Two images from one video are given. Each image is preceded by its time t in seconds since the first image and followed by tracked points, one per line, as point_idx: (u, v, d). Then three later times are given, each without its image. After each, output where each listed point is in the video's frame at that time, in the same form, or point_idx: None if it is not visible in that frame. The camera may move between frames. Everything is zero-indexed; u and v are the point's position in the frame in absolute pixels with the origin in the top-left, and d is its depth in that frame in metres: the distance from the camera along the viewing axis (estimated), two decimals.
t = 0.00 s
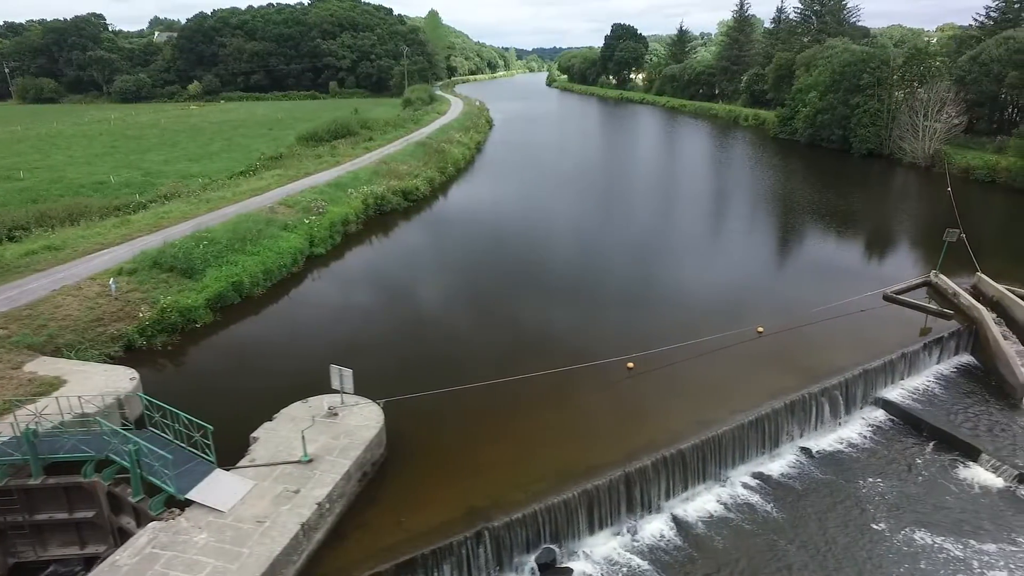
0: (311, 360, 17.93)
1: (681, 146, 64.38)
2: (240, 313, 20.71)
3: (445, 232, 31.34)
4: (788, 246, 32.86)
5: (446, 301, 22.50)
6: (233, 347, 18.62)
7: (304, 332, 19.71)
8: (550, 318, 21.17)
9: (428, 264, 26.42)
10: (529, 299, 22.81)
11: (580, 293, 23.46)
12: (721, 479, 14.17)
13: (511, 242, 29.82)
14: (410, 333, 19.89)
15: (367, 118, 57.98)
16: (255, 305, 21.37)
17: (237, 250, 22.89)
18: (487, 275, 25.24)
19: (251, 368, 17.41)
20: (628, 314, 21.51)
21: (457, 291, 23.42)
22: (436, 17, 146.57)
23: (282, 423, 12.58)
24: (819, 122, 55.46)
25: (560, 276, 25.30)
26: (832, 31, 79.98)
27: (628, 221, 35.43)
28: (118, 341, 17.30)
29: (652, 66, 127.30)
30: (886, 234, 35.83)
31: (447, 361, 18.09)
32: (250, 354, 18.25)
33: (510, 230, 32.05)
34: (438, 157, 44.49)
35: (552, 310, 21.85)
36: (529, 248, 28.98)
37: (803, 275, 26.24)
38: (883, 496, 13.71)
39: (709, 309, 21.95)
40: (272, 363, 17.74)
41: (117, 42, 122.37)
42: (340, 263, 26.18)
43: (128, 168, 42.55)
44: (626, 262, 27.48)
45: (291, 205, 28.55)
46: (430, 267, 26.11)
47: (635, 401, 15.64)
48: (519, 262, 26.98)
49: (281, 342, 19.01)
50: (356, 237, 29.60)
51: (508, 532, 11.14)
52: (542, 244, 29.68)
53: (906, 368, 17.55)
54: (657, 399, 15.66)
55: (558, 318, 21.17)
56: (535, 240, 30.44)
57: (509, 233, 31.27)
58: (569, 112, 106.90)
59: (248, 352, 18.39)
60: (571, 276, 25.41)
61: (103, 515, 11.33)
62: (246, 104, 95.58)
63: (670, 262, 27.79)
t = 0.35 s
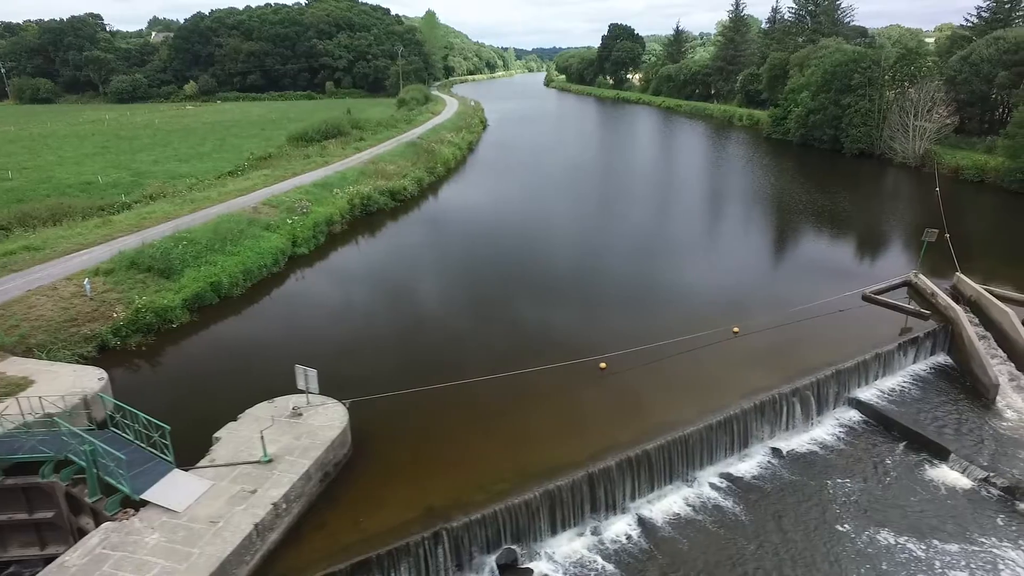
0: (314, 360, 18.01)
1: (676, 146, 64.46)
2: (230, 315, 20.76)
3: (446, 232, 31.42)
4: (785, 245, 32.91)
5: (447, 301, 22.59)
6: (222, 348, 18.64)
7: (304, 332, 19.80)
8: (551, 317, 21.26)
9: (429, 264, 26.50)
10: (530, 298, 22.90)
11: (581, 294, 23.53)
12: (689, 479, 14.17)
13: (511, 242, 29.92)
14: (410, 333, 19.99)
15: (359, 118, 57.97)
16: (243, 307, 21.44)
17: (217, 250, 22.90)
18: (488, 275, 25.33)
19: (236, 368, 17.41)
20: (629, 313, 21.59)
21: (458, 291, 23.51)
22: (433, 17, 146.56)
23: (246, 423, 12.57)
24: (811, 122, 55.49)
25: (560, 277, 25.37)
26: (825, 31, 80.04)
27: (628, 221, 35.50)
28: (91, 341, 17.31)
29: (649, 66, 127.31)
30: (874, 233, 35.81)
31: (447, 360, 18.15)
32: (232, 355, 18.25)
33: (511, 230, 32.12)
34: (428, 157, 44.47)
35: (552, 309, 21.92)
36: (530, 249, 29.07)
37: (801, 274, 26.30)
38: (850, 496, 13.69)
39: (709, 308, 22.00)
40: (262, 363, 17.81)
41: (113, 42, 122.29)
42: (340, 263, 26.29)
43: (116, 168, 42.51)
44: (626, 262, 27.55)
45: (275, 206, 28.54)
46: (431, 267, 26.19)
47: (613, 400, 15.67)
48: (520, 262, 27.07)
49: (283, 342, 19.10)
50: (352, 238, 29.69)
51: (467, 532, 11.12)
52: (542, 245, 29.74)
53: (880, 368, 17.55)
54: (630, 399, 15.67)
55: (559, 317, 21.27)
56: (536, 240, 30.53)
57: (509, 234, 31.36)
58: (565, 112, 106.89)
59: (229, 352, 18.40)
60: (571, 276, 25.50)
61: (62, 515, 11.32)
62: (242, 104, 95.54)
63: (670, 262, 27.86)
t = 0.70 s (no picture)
0: (312, 359, 18.09)
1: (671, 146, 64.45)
2: (222, 316, 20.88)
3: (445, 232, 31.52)
4: (779, 245, 32.90)
5: (447, 301, 22.66)
6: (206, 348, 18.70)
7: (301, 332, 19.90)
8: (549, 316, 21.33)
9: (427, 265, 26.58)
10: (529, 298, 22.99)
11: (580, 294, 23.58)
12: (653, 479, 14.18)
13: (510, 243, 29.98)
14: (407, 332, 20.06)
15: (351, 118, 57.93)
16: (230, 308, 21.52)
17: (194, 251, 22.88)
18: (487, 275, 25.43)
19: (215, 369, 17.44)
20: (627, 312, 21.63)
21: (456, 291, 23.61)
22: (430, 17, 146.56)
23: (205, 423, 12.57)
24: (802, 121, 55.52)
25: (559, 277, 25.42)
26: (819, 31, 79.96)
27: (626, 221, 35.55)
28: (62, 341, 17.30)
29: (645, 66, 127.22)
30: (861, 233, 35.74)
31: (442, 359, 18.23)
32: (210, 356, 18.27)
33: (510, 230, 32.19)
34: (417, 157, 44.46)
35: (551, 309, 21.99)
36: (529, 249, 29.13)
37: (797, 274, 26.31)
38: (812, 497, 13.68)
39: (706, 307, 22.04)
40: (248, 363, 17.85)
41: (109, 43, 122.24)
42: (338, 264, 26.41)
43: (105, 168, 42.46)
44: (626, 262, 27.60)
45: (257, 206, 28.53)
46: (429, 267, 26.27)
47: (591, 398, 15.67)
48: (518, 262, 27.16)
49: (280, 342, 19.22)
50: (350, 239, 29.82)
51: (421, 533, 11.11)
52: (541, 245, 29.81)
53: (851, 369, 17.54)
54: (603, 397, 15.67)
55: (558, 317, 21.31)
56: (534, 240, 30.59)
57: (508, 234, 31.41)
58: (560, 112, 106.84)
59: (207, 352, 18.43)
60: (570, 276, 25.56)
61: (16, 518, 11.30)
62: (237, 104, 95.47)
63: (669, 262, 27.92)
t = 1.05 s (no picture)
0: (310, 359, 18.10)
1: (666, 146, 64.49)
2: (216, 317, 20.94)
3: (445, 233, 31.53)
4: (774, 244, 32.92)
5: (447, 301, 22.66)
6: (194, 348, 18.73)
7: (301, 332, 19.91)
8: (550, 316, 21.36)
9: (427, 265, 26.58)
10: (530, 298, 23.01)
11: (580, 294, 23.57)
12: (621, 480, 14.17)
13: (511, 243, 29.99)
14: (407, 332, 20.06)
15: (342, 118, 57.93)
16: (218, 309, 21.57)
17: (174, 251, 22.88)
18: (488, 275, 25.45)
19: (195, 369, 17.46)
20: (626, 312, 21.62)
21: (456, 291, 23.63)
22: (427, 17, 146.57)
23: (167, 423, 12.57)
24: (794, 121, 55.51)
25: (559, 277, 25.43)
26: (813, 31, 79.92)
27: (626, 221, 35.55)
28: (34, 341, 17.32)
29: (642, 66, 127.18)
30: (848, 232, 35.72)
31: (440, 357, 18.24)
32: (192, 356, 18.28)
33: (511, 230, 32.19)
34: (406, 157, 44.45)
35: (551, 309, 21.99)
36: (529, 249, 29.13)
37: (792, 274, 26.30)
38: (778, 497, 13.67)
39: (704, 306, 22.04)
40: (234, 363, 17.90)
41: (106, 43, 122.19)
42: (338, 264, 26.43)
43: (94, 168, 42.44)
44: (627, 262, 27.59)
45: (241, 206, 28.52)
46: (429, 267, 26.28)
47: (572, 397, 15.68)
48: (518, 262, 27.18)
49: (279, 341, 19.24)
50: (348, 240, 29.86)
51: (378, 534, 11.10)
52: (542, 246, 29.81)
53: (825, 369, 17.52)
54: (579, 396, 15.66)
55: (558, 316, 21.33)
56: (535, 241, 30.59)
57: (508, 234, 31.41)
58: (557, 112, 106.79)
59: (187, 353, 18.44)
60: (571, 277, 25.55)
61: None
62: (232, 104, 95.45)
63: (669, 261, 27.93)
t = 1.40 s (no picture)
0: (306, 359, 18.10)
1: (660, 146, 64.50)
2: (211, 317, 20.95)
3: (444, 232, 31.54)
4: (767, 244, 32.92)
5: (445, 301, 22.68)
6: (183, 349, 18.74)
7: (299, 332, 19.90)
8: (551, 315, 21.34)
9: (427, 265, 26.56)
10: (530, 298, 22.98)
11: (581, 293, 23.54)
12: (585, 480, 14.17)
13: (511, 243, 29.98)
14: (405, 332, 20.05)
15: (334, 118, 57.96)
16: (211, 309, 21.57)
17: (151, 251, 22.90)
18: (489, 275, 25.43)
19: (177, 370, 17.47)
20: (624, 311, 21.61)
21: (456, 291, 23.61)
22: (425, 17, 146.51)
23: (126, 423, 12.57)
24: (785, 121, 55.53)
25: (560, 277, 25.41)
26: (807, 31, 79.92)
27: (625, 222, 35.51)
28: (5, 341, 17.36)
29: (639, 66, 127.06)
30: (834, 231, 35.68)
31: (436, 357, 18.23)
32: (176, 357, 18.27)
33: (511, 230, 32.18)
34: (395, 157, 44.45)
35: (550, 308, 21.98)
36: (529, 249, 29.13)
37: (784, 274, 26.29)
38: (740, 498, 13.67)
39: (699, 305, 22.06)
40: (227, 363, 17.87)
41: (103, 43, 122.13)
42: (337, 265, 26.41)
43: (82, 168, 42.43)
44: (626, 262, 27.58)
45: (222, 206, 28.54)
46: (428, 266, 26.29)
47: (546, 396, 15.68)
48: (519, 263, 27.17)
49: (276, 342, 19.24)
50: (348, 240, 29.85)
51: (332, 534, 11.11)
52: (543, 246, 29.77)
53: (796, 369, 17.51)
54: (551, 396, 15.68)
55: (559, 316, 21.31)
56: (535, 241, 30.57)
57: (507, 234, 31.41)
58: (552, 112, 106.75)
59: (169, 355, 18.41)
60: (571, 276, 25.52)
61: None
62: (227, 104, 95.43)
63: (668, 261, 27.92)
